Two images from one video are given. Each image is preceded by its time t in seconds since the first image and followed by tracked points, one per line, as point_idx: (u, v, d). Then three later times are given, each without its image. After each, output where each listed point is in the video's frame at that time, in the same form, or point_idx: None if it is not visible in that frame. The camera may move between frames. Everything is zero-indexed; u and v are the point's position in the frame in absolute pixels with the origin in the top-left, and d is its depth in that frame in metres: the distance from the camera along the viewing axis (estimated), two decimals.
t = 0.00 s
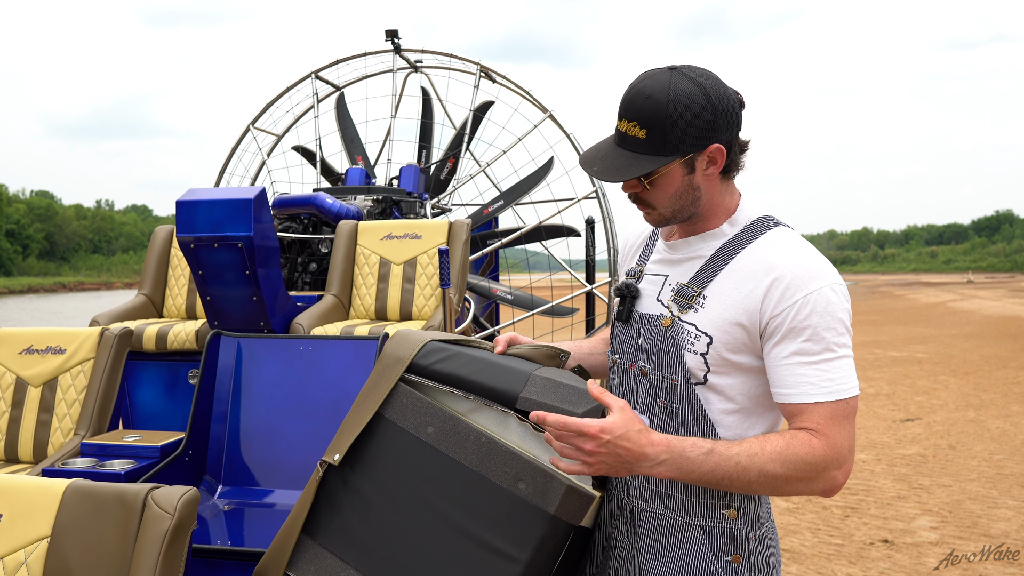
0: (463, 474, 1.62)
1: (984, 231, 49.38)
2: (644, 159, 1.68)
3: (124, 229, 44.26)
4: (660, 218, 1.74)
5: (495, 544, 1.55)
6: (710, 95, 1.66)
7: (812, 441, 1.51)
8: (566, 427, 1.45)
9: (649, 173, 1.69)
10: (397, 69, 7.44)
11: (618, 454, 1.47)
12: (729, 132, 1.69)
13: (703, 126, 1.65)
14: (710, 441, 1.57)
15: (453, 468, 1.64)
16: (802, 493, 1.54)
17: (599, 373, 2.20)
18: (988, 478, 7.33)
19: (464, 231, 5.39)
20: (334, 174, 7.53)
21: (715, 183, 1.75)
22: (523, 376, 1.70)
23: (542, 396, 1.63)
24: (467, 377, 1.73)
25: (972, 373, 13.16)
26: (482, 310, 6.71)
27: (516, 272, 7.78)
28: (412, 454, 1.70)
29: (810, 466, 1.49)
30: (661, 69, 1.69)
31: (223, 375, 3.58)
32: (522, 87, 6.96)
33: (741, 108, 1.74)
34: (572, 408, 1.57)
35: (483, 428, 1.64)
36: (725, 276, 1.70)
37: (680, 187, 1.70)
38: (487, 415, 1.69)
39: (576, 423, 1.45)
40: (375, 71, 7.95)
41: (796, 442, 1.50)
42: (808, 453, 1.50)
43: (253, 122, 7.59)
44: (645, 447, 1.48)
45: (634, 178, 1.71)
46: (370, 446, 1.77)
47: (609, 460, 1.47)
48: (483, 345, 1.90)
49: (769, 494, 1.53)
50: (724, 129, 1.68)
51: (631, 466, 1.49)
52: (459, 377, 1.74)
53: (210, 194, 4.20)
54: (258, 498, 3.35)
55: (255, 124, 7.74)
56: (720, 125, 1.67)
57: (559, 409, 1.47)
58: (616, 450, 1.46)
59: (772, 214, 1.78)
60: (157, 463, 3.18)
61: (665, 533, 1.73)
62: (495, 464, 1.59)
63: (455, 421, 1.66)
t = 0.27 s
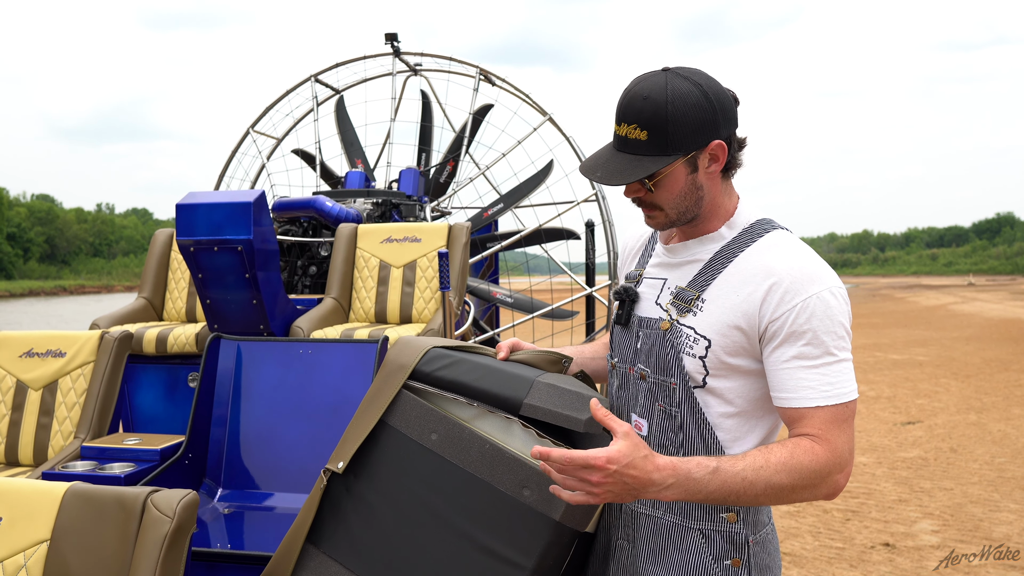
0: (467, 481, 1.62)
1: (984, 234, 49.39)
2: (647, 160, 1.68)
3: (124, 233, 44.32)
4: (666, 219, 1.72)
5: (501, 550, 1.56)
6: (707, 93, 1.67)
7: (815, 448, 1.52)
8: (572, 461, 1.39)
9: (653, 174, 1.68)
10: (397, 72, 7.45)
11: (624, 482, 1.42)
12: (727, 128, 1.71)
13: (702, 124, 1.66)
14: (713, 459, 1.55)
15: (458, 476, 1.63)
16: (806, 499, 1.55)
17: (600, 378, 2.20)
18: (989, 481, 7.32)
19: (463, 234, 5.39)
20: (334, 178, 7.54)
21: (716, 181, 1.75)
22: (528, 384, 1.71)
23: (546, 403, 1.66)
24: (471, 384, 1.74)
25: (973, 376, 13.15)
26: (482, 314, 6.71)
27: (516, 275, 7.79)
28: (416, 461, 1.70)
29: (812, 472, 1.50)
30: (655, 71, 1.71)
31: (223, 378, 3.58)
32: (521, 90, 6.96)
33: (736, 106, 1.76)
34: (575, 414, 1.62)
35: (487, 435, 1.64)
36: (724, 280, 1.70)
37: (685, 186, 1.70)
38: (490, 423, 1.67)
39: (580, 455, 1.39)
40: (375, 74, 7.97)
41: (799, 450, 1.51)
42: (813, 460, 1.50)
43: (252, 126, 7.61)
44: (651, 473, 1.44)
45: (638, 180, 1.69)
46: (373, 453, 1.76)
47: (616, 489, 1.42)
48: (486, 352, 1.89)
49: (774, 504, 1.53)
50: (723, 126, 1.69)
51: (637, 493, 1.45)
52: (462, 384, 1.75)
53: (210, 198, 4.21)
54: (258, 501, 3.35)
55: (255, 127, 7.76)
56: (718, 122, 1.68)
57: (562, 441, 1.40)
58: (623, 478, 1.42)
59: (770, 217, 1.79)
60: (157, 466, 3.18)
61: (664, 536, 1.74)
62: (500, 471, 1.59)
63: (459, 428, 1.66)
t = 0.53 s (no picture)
0: (475, 488, 1.59)
1: (990, 235, 49.20)
2: (660, 153, 1.66)
3: (129, 235, 44.44)
4: (673, 216, 1.71)
5: (510, 558, 1.54)
6: (722, 90, 1.66)
7: (811, 451, 1.50)
8: (561, 471, 1.45)
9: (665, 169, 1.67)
10: (401, 75, 7.45)
11: (619, 491, 1.45)
12: (739, 127, 1.70)
13: (717, 121, 1.65)
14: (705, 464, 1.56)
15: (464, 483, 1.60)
16: (808, 503, 1.52)
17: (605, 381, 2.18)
18: (996, 483, 7.27)
19: (467, 236, 5.37)
20: (338, 180, 7.54)
21: (725, 180, 1.75)
22: (534, 388, 1.67)
23: (554, 408, 1.62)
24: (476, 390, 1.72)
25: (979, 378, 13.07)
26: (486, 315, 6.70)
27: (520, 277, 7.78)
28: (423, 469, 1.67)
29: (811, 475, 1.48)
30: (670, 66, 1.70)
31: (226, 380, 3.58)
32: (525, 92, 6.96)
33: (746, 105, 1.76)
34: (583, 418, 1.58)
35: (495, 440, 1.60)
36: (727, 282, 1.68)
37: (695, 182, 1.69)
38: (497, 429, 1.64)
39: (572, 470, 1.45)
40: (379, 77, 7.97)
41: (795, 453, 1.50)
42: (806, 464, 1.48)
43: (256, 128, 7.61)
44: (644, 479, 1.46)
45: (649, 174, 1.68)
46: (380, 462, 1.74)
47: (612, 498, 1.44)
48: (492, 358, 1.88)
49: (773, 509, 1.52)
50: (736, 124, 1.69)
51: (635, 501, 1.47)
52: (468, 390, 1.73)
53: (214, 200, 4.21)
54: (261, 504, 3.34)
55: (259, 130, 7.77)
56: (731, 120, 1.68)
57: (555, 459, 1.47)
58: (617, 485, 1.44)
59: (773, 217, 1.78)
60: (160, 468, 3.17)
61: (669, 540, 1.71)
62: (509, 477, 1.56)
63: (466, 434, 1.63)
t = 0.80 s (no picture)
0: (479, 497, 1.55)
1: (995, 237, 49.05)
2: (717, 119, 1.64)
3: (134, 236, 44.57)
4: (709, 196, 1.69)
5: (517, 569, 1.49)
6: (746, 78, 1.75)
7: (814, 449, 1.47)
8: (568, 461, 1.45)
9: (712, 139, 1.66)
10: (405, 76, 7.45)
11: (626, 480, 1.44)
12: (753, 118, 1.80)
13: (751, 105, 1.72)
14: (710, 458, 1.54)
15: (468, 492, 1.56)
16: (812, 501, 1.49)
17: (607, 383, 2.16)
18: (1001, 485, 7.23)
19: (471, 237, 5.35)
20: (342, 181, 7.53)
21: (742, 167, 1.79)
22: (537, 396, 1.63)
23: (559, 416, 1.57)
24: (479, 399, 1.67)
25: (984, 380, 13.02)
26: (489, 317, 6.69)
27: (524, 278, 7.77)
28: (425, 478, 1.62)
29: (815, 473, 1.45)
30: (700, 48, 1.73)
31: (229, 382, 3.57)
32: (529, 93, 6.94)
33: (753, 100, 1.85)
34: (587, 426, 1.54)
35: (499, 448, 1.57)
36: (731, 281, 1.66)
37: (732, 162, 1.70)
38: (500, 436, 1.59)
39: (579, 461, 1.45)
40: (383, 78, 7.96)
41: (799, 449, 1.47)
42: (808, 462, 1.46)
43: (261, 129, 7.62)
44: (651, 469, 1.45)
45: (694, 146, 1.66)
46: (382, 473, 1.68)
47: (619, 487, 1.43)
48: (493, 364, 1.82)
49: (776, 505, 1.49)
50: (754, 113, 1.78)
51: (642, 492, 1.45)
52: (469, 399, 1.68)
53: (217, 200, 4.20)
54: (264, 505, 3.32)
55: (263, 131, 7.77)
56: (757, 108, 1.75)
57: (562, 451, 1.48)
58: (623, 475, 1.43)
59: (775, 216, 1.76)
60: (162, 469, 3.16)
61: (675, 543, 1.70)
62: (515, 485, 1.52)
63: (469, 443, 1.58)
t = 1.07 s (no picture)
0: (483, 502, 1.53)
1: (998, 238, 48.93)
2: (731, 113, 1.65)
3: (138, 237, 44.68)
4: (719, 188, 1.69)
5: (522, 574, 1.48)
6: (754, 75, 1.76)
7: (834, 442, 1.47)
8: (582, 456, 1.42)
9: (723, 132, 1.66)
10: (408, 76, 7.44)
11: (640, 475, 1.41)
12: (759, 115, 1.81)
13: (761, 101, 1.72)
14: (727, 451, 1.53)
15: (472, 497, 1.55)
16: (830, 496, 1.49)
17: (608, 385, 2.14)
18: (1004, 486, 7.20)
19: (474, 237, 5.35)
20: (345, 181, 7.53)
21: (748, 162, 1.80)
22: (540, 399, 1.61)
23: (562, 419, 1.56)
24: (481, 402, 1.63)
25: (987, 381, 12.98)
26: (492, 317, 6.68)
27: (527, 278, 7.75)
28: (428, 484, 1.60)
29: (835, 466, 1.45)
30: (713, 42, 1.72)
31: (231, 382, 3.56)
32: (532, 93, 6.93)
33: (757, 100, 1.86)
34: (593, 428, 1.53)
35: (500, 452, 1.56)
36: (741, 278, 1.66)
37: (742, 155, 1.70)
38: (502, 439, 1.58)
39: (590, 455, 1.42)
40: (386, 78, 7.96)
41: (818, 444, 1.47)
42: (831, 453, 1.45)
43: (264, 129, 7.62)
44: (665, 463, 1.43)
45: (706, 138, 1.67)
46: (381, 478, 1.65)
47: (634, 483, 1.41)
48: (492, 367, 1.79)
49: (796, 501, 1.48)
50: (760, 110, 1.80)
51: (656, 486, 1.43)
52: (470, 401, 1.64)
53: (220, 200, 4.19)
54: (266, 505, 3.32)
55: (266, 131, 7.77)
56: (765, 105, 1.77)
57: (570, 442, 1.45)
58: (638, 471, 1.41)
59: (779, 214, 1.75)
60: (165, 469, 3.16)
61: (683, 545, 1.68)
62: (519, 490, 1.51)
63: (472, 449, 1.57)
